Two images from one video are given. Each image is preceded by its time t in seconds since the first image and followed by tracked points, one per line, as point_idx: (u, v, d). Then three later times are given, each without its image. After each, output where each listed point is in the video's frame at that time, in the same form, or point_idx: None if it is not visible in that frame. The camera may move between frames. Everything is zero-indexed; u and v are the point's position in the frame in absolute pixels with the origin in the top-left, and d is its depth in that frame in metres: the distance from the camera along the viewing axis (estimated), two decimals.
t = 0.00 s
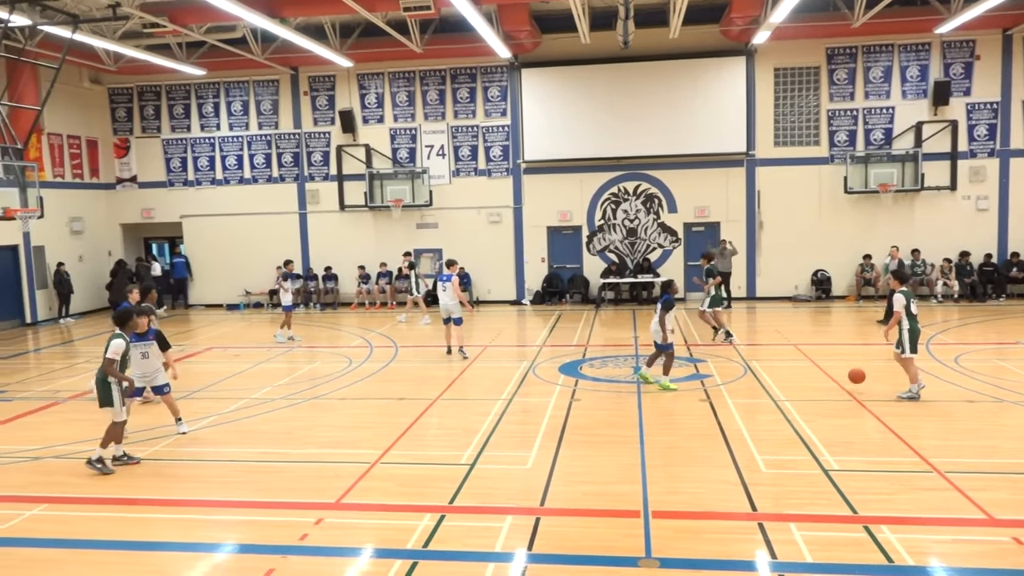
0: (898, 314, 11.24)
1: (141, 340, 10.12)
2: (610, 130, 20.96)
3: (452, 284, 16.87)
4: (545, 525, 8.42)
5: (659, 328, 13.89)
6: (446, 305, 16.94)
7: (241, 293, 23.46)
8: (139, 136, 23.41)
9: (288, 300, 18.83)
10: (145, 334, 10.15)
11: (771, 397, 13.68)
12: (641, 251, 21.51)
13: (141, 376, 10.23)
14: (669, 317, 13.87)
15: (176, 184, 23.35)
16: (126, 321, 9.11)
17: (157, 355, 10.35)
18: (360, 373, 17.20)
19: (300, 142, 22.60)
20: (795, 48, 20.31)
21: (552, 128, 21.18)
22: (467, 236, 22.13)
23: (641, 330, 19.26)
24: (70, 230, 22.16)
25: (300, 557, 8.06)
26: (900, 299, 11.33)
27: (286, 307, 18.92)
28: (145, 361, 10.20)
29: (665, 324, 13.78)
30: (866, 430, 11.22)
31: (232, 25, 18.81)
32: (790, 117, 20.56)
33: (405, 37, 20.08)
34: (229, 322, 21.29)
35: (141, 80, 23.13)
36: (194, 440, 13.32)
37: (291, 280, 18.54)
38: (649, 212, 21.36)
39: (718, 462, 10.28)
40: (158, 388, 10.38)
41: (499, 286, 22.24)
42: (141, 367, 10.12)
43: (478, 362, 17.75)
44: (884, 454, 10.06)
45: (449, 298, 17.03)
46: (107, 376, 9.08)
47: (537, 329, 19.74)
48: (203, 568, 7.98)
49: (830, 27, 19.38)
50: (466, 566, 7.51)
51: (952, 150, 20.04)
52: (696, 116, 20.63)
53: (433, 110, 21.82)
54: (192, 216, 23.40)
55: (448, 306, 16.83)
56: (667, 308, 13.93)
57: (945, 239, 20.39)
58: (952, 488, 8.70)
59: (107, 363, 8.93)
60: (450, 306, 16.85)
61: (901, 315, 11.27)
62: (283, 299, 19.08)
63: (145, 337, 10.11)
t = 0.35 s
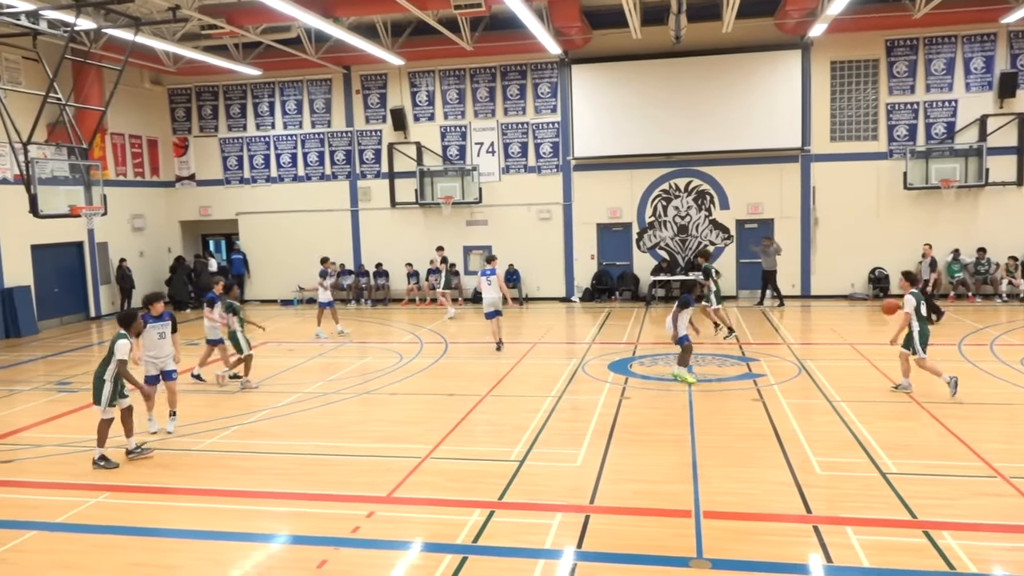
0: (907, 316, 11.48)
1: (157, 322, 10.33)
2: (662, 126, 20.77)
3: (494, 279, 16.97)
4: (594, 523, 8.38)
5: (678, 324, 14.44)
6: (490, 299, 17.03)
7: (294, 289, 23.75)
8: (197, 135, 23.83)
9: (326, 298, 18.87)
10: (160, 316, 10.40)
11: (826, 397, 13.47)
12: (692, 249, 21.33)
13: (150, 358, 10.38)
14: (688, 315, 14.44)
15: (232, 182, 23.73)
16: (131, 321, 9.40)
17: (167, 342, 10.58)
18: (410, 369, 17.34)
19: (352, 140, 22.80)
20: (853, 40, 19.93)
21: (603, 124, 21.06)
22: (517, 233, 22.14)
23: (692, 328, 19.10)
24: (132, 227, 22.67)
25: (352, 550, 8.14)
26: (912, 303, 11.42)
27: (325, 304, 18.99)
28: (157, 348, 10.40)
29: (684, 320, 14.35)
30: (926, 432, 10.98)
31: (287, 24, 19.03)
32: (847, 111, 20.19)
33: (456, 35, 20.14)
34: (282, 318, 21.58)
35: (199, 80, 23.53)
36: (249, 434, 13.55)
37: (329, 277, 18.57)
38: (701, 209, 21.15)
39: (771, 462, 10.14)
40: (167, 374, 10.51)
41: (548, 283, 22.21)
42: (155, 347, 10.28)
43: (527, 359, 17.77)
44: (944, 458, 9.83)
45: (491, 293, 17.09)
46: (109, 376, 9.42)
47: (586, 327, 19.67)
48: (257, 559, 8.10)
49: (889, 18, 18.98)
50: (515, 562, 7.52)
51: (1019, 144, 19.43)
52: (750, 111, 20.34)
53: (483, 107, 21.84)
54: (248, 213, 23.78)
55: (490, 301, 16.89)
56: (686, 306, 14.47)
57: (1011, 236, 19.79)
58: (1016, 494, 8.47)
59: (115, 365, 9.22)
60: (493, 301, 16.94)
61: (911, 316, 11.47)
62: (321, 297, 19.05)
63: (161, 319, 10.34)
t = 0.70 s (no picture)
0: (925, 313, 11.45)
1: (170, 333, 10.49)
2: (708, 122, 20.56)
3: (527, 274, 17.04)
4: (639, 522, 8.33)
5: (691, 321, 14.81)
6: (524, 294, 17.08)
7: (341, 286, 23.96)
8: (246, 134, 24.14)
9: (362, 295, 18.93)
10: (172, 326, 10.55)
11: (877, 397, 13.24)
12: (739, 246, 21.11)
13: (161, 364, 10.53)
14: (701, 314, 14.83)
15: (280, 180, 24.00)
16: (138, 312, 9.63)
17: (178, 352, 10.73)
18: (454, 365, 17.40)
19: (397, 138, 22.92)
20: (907, 33, 19.49)
21: (649, 120, 20.89)
22: (561, 231, 22.08)
23: (739, 326, 18.90)
24: (184, 224, 23.04)
25: (397, 544, 8.18)
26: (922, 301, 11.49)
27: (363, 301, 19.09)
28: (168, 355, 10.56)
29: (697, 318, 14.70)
30: (981, 435, 10.73)
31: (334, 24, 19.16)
32: (900, 106, 19.77)
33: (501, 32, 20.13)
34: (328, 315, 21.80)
35: (249, 81, 23.82)
36: (297, 429, 13.71)
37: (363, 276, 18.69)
38: (747, 205, 20.90)
39: (820, 464, 9.99)
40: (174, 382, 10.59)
41: (592, 280, 22.12)
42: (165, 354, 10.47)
43: (570, 356, 17.74)
44: (1000, 461, 9.60)
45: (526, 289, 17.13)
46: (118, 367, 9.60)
47: (630, 325, 19.58)
48: (304, 551, 8.18)
49: (945, 10, 18.53)
50: (559, 560, 7.50)
51: None
52: (800, 107, 20.03)
53: (527, 104, 21.82)
54: (295, 211, 24.05)
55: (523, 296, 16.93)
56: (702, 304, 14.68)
57: None
58: None
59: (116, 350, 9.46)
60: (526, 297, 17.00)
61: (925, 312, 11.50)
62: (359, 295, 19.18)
63: (173, 330, 10.51)
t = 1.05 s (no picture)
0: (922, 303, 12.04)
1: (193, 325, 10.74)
2: (751, 119, 20.32)
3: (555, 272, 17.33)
4: (682, 523, 8.27)
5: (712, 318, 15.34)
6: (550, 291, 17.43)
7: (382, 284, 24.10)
8: (291, 134, 24.38)
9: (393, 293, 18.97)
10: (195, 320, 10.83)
11: (927, 400, 12.99)
12: (783, 245, 20.83)
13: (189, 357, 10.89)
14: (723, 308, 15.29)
15: (324, 179, 24.21)
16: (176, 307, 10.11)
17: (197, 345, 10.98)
18: (495, 363, 17.41)
19: (439, 137, 22.99)
20: (959, 26, 19.05)
21: (691, 118, 20.72)
22: (602, 229, 21.98)
23: (783, 326, 18.68)
24: (230, 223, 23.35)
25: (438, 541, 8.19)
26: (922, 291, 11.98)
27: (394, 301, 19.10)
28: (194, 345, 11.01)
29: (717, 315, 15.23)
30: None
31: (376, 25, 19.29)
32: (951, 101, 19.34)
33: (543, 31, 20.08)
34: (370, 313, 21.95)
35: (293, 81, 24.04)
36: (340, 426, 13.82)
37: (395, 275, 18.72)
38: (792, 204, 20.63)
39: (867, 467, 9.84)
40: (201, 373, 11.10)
41: (633, 279, 21.97)
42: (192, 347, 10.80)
43: (611, 355, 17.68)
44: None
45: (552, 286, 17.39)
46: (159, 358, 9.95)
47: (672, 324, 19.44)
48: (346, 546, 8.24)
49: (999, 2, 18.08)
50: (599, 560, 7.47)
51: None
52: (848, 103, 19.71)
53: (569, 102, 21.76)
54: (339, 209, 24.24)
55: (550, 293, 17.23)
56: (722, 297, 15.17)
57: None
58: None
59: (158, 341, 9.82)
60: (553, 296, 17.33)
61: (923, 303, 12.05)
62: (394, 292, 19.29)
63: (197, 322, 10.74)
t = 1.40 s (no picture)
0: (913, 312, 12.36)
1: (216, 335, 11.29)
2: (788, 119, 20.07)
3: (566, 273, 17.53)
4: (717, 528, 8.21)
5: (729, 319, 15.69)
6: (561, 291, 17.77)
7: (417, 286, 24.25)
8: (328, 138, 24.67)
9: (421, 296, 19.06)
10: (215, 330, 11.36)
11: (969, 406, 12.75)
12: (821, 247, 20.56)
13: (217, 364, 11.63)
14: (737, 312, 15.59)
15: (359, 182, 24.42)
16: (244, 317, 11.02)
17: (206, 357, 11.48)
18: (528, 366, 17.43)
19: (473, 140, 23.07)
20: (1002, 23, 18.65)
21: (727, 119, 20.53)
22: (638, 231, 21.86)
23: (821, 329, 18.44)
24: (268, 226, 23.67)
25: (471, 542, 8.23)
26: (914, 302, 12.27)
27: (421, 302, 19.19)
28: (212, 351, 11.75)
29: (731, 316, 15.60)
30: None
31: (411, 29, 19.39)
32: (996, 100, 18.93)
33: (577, 33, 20.06)
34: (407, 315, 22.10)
35: (330, 86, 24.40)
36: (375, 427, 13.94)
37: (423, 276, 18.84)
38: (830, 205, 20.35)
39: (907, 473, 9.69)
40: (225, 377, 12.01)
41: (668, 282, 21.82)
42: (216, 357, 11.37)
43: (645, 358, 17.60)
44: None
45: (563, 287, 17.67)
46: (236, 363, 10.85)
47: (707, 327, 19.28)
48: (381, 545, 8.32)
49: None
50: (633, 564, 7.44)
51: None
52: (888, 103, 19.38)
53: (603, 104, 21.71)
54: (373, 212, 24.42)
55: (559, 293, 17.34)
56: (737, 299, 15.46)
57: None
58: None
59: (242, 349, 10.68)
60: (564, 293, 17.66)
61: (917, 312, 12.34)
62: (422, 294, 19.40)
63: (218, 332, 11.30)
